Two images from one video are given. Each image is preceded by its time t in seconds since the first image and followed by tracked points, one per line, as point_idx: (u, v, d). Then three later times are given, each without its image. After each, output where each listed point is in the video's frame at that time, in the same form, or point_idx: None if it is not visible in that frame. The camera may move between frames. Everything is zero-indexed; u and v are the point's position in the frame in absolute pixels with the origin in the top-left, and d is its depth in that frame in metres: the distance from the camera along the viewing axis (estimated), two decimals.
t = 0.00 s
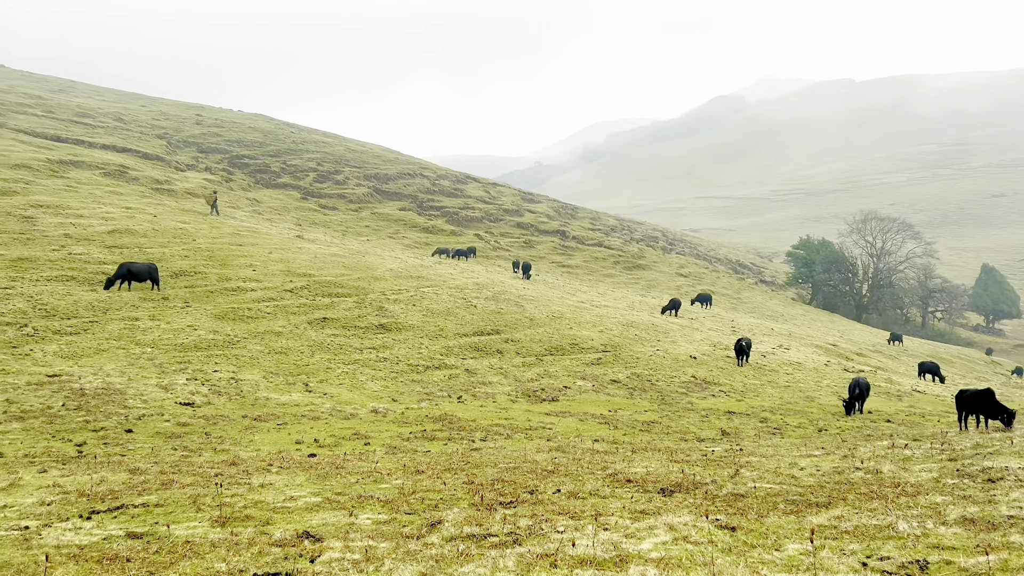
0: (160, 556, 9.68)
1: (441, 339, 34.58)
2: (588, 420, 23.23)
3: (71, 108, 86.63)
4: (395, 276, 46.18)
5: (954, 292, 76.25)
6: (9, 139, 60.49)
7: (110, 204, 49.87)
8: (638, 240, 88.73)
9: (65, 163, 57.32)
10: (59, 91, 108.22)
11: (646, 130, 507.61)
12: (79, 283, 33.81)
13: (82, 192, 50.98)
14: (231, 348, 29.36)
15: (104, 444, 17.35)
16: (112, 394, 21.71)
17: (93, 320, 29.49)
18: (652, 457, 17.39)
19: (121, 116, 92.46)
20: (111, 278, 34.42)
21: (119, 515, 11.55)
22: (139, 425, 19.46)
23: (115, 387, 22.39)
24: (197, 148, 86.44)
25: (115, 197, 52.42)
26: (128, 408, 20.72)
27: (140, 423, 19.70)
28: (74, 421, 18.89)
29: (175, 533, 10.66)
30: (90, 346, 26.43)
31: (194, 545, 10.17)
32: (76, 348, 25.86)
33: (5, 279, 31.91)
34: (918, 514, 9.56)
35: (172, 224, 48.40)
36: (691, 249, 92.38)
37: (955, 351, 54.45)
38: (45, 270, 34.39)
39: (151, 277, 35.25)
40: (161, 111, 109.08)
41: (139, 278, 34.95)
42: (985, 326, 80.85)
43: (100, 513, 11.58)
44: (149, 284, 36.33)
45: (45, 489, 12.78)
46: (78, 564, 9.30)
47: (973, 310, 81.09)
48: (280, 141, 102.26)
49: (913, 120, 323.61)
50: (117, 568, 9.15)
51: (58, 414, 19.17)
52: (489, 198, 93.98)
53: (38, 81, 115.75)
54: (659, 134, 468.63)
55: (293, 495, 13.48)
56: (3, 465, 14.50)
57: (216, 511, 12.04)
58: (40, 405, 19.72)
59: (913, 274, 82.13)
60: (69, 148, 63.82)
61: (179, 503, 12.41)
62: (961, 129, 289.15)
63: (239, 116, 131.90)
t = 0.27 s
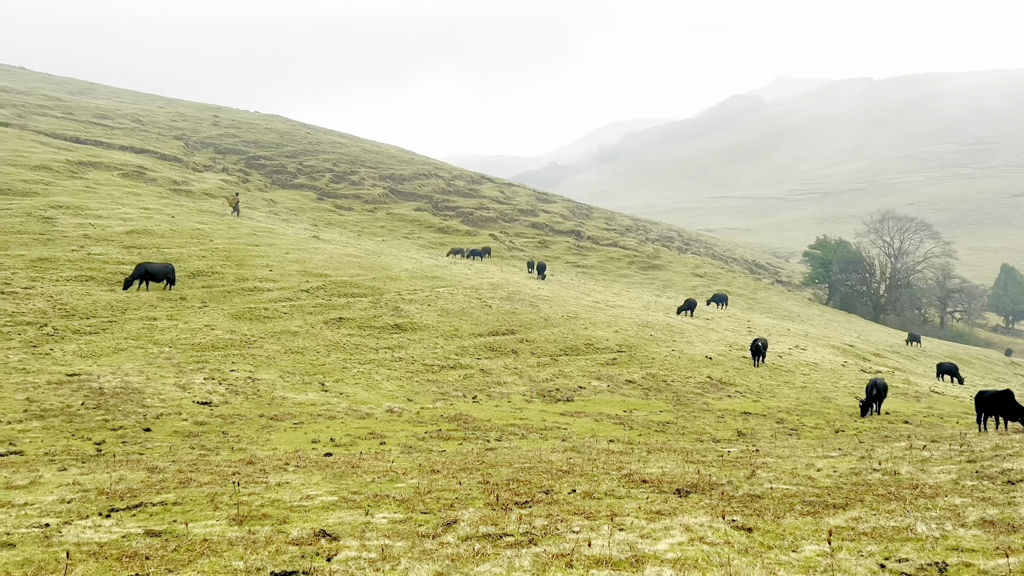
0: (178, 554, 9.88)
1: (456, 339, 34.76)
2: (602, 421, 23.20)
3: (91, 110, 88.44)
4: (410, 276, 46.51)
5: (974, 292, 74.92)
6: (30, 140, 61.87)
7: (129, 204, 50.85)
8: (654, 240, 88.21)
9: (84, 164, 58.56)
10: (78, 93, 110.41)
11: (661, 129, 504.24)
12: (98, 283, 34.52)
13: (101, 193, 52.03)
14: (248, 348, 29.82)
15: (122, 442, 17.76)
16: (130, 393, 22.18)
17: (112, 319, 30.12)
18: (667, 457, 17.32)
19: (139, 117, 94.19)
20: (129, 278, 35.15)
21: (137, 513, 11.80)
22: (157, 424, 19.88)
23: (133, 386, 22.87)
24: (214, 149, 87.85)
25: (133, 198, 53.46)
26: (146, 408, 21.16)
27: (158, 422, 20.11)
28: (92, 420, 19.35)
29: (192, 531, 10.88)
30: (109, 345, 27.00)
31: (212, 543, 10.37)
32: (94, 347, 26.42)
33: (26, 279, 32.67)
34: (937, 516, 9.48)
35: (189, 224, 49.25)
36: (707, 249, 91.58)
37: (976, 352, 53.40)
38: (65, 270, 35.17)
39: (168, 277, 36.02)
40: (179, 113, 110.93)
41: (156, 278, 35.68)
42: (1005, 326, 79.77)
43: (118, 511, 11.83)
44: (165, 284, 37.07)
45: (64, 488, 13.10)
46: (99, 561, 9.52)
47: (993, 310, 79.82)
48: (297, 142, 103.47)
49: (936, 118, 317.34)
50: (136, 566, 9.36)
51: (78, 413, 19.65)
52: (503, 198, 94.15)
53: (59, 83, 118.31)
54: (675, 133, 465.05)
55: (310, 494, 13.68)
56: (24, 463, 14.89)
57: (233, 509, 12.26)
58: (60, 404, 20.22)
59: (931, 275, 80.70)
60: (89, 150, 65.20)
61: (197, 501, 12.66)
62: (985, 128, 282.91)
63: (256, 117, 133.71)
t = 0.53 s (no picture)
0: (196, 551, 10.09)
1: (470, 338, 34.91)
2: (617, 421, 23.14)
3: (108, 111, 90.21)
4: (425, 276, 46.78)
5: (993, 292, 73.60)
6: (50, 141, 63.22)
7: (146, 205, 51.79)
8: (669, 240, 87.65)
9: (102, 164, 59.79)
10: (98, 95, 112.63)
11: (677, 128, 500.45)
12: (115, 283, 35.20)
13: (119, 193, 53.04)
14: (264, 347, 30.29)
15: (139, 441, 18.16)
16: (148, 392, 22.67)
17: (129, 319, 30.71)
18: (683, 457, 17.26)
19: (156, 118, 95.86)
20: (145, 277, 35.85)
21: (155, 512, 12.05)
22: (174, 423, 20.31)
23: (151, 385, 23.36)
24: (230, 150, 89.19)
25: (150, 198, 54.45)
26: (164, 406, 21.62)
27: (175, 421, 20.52)
28: (110, 418, 19.81)
29: (209, 530, 11.09)
30: (127, 344, 27.56)
31: (228, 541, 10.56)
32: (112, 346, 27.00)
33: (45, 278, 33.41)
34: (955, 519, 9.43)
35: (207, 224, 50.06)
36: (723, 248, 90.74)
37: (998, 353, 52.33)
38: (84, 270, 35.94)
39: (183, 277, 36.68)
40: (196, 113, 112.73)
41: (172, 277, 36.35)
42: None
43: (136, 509, 12.11)
44: (180, 284, 37.70)
45: (82, 485, 13.41)
46: (117, 558, 9.72)
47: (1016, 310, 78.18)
48: (312, 142, 104.57)
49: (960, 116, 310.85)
50: (154, 562, 9.57)
51: (96, 412, 20.09)
52: (518, 197, 94.25)
53: (80, 85, 120.79)
54: (691, 133, 461.20)
55: (326, 493, 13.88)
56: (44, 461, 15.27)
57: (250, 508, 12.50)
58: (78, 402, 20.69)
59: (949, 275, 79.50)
60: (107, 150, 66.47)
61: (213, 500, 12.91)
62: (1010, 126, 276.41)
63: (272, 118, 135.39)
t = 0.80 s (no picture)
0: (212, 549, 10.29)
1: (484, 337, 35.04)
2: (632, 421, 23.07)
3: (125, 111, 91.94)
4: (440, 275, 47.04)
5: (1014, 291, 72.14)
6: (69, 141, 64.55)
7: (163, 204, 52.73)
8: (684, 239, 87.00)
9: (119, 164, 60.95)
10: (117, 95, 114.75)
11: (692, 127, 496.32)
12: (132, 281, 35.88)
13: (136, 193, 54.07)
14: (280, 345, 30.71)
15: (156, 439, 18.54)
16: (165, 390, 23.12)
17: (146, 317, 31.30)
18: (698, 457, 17.18)
19: (173, 118, 97.46)
20: (160, 276, 36.48)
21: (173, 509, 12.30)
22: (191, 421, 20.68)
23: (167, 383, 23.82)
24: (246, 149, 90.41)
25: (167, 197, 55.41)
26: (180, 404, 22.02)
27: (192, 419, 20.91)
28: (127, 416, 20.24)
29: (225, 527, 11.30)
30: (144, 343, 28.12)
31: (244, 539, 10.75)
32: (129, 345, 27.56)
33: (63, 277, 34.17)
34: (974, 521, 9.30)
35: (223, 224, 50.83)
36: (739, 247, 89.90)
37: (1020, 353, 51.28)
38: (102, 269, 36.69)
39: (197, 276, 37.26)
40: (213, 113, 114.43)
41: (186, 275, 36.96)
42: None
43: (153, 507, 12.37)
44: (194, 283, 38.30)
45: (100, 483, 13.74)
46: (135, 555, 9.95)
47: None
48: (328, 142, 105.56)
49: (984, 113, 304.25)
50: (171, 560, 9.78)
51: (113, 410, 20.54)
52: (532, 196, 94.30)
53: (100, 86, 123.21)
54: (707, 131, 457.08)
55: (340, 491, 14.06)
56: (62, 458, 15.64)
57: (266, 506, 12.71)
58: (96, 400, 21.15)
59: (967, 275, 78.18)
60: (125, 150, 67.72)
61: (229, 498, 13.15)
62: None
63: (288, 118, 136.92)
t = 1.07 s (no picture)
0: (228, 546, 10.50)
1: (499, 336, 35.15)
2: (646, 420, 23.00)
3: (142, 110, 93.53)
4: (454, 274, 47.27)
5: None
6: (86, 141, 65.78)
7: (180, 203, 53.62)
8: (699, 238, 86.29)
9: (136, 163, 62.06)
10: (133, 95, 116.51)
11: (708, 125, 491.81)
12: (148, 280, 36.54)
13: (153, 192, 55.03)
14: (295, 344, 31.10)
15: (172, 436, 18.92)
16: (181, 388, 23.57)
17: (162, 316, 31.88)
18: (713, 457, 17.09)
19: (189, 117, 98.92)
20: (175, 275, 37.14)
21: (189, 506, 12.57)
22: (207, 419, 21.06)
23: (183, 381, 24.28)
24: (262, 148, 91.54)
25: (183, 196, 56.36)
26: (196, 402, 22.43)
27: (207, 416, 21.29)
28: (144, 414, 20.69)
29: (241, 525, 11.53)
30: (161, 341, 28.68)
31: (259, 536, 10.96)
32: (145, 343, 28.11)
33: (81, 276, 34.95)
34: (993, 522, 9.19)
35: (239, 223, 51.53)
36: (754, 246, 89.02)
37: None
38: (119, 267, 37.43)
39: (212, 274, 37.87)
40: (229, 113, 115.95)
41: (201, 273, 37.57)
42: None
43: (170, 504, 12.65)
44: (209, 282, 38.89)
45: (117, 480, 14.08)
46: (152, 551, 10.18)
47: None
48: (342, 141, 106.47)
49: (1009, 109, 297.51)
50: (188, 556, 10.00)
51: (129, 408, 20.99)
52: (546, 195, 94.26)
53: (118, 85, 125.27)
54: (723, 130, 452.75)
55: (355, 489, 14.24)
56: (80, 455, 16.04)
57: (281, 503, 12.93)
58: (113, 398, 21.62)
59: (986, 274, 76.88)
60: (141, 149, 68.89)
61: (245, 495, 13.40)
62: None
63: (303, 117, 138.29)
